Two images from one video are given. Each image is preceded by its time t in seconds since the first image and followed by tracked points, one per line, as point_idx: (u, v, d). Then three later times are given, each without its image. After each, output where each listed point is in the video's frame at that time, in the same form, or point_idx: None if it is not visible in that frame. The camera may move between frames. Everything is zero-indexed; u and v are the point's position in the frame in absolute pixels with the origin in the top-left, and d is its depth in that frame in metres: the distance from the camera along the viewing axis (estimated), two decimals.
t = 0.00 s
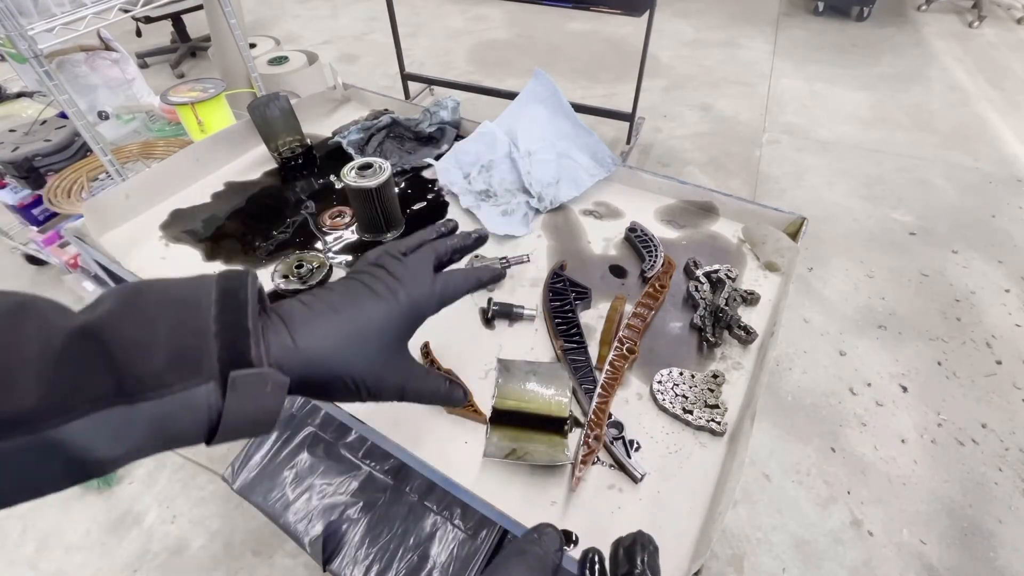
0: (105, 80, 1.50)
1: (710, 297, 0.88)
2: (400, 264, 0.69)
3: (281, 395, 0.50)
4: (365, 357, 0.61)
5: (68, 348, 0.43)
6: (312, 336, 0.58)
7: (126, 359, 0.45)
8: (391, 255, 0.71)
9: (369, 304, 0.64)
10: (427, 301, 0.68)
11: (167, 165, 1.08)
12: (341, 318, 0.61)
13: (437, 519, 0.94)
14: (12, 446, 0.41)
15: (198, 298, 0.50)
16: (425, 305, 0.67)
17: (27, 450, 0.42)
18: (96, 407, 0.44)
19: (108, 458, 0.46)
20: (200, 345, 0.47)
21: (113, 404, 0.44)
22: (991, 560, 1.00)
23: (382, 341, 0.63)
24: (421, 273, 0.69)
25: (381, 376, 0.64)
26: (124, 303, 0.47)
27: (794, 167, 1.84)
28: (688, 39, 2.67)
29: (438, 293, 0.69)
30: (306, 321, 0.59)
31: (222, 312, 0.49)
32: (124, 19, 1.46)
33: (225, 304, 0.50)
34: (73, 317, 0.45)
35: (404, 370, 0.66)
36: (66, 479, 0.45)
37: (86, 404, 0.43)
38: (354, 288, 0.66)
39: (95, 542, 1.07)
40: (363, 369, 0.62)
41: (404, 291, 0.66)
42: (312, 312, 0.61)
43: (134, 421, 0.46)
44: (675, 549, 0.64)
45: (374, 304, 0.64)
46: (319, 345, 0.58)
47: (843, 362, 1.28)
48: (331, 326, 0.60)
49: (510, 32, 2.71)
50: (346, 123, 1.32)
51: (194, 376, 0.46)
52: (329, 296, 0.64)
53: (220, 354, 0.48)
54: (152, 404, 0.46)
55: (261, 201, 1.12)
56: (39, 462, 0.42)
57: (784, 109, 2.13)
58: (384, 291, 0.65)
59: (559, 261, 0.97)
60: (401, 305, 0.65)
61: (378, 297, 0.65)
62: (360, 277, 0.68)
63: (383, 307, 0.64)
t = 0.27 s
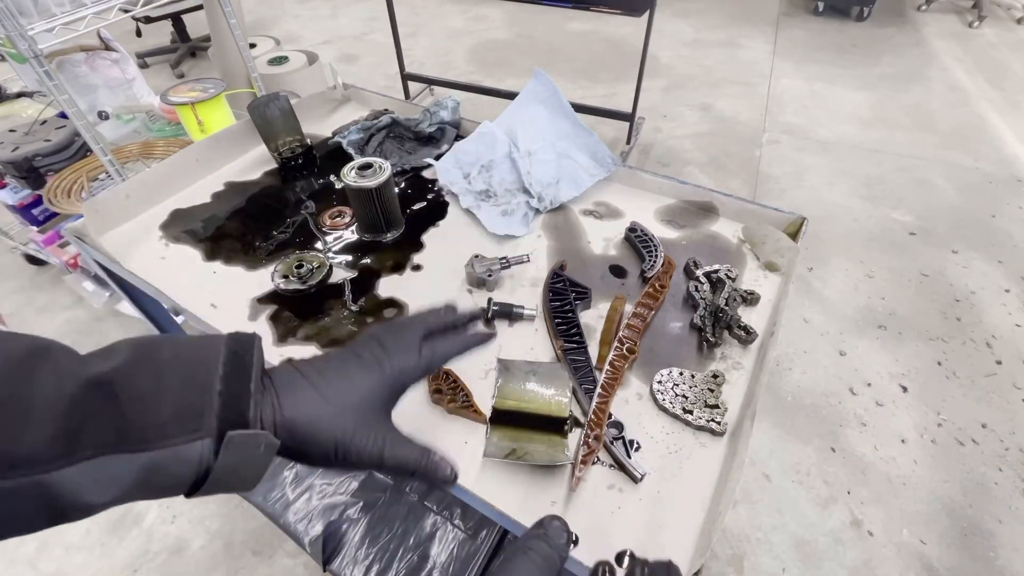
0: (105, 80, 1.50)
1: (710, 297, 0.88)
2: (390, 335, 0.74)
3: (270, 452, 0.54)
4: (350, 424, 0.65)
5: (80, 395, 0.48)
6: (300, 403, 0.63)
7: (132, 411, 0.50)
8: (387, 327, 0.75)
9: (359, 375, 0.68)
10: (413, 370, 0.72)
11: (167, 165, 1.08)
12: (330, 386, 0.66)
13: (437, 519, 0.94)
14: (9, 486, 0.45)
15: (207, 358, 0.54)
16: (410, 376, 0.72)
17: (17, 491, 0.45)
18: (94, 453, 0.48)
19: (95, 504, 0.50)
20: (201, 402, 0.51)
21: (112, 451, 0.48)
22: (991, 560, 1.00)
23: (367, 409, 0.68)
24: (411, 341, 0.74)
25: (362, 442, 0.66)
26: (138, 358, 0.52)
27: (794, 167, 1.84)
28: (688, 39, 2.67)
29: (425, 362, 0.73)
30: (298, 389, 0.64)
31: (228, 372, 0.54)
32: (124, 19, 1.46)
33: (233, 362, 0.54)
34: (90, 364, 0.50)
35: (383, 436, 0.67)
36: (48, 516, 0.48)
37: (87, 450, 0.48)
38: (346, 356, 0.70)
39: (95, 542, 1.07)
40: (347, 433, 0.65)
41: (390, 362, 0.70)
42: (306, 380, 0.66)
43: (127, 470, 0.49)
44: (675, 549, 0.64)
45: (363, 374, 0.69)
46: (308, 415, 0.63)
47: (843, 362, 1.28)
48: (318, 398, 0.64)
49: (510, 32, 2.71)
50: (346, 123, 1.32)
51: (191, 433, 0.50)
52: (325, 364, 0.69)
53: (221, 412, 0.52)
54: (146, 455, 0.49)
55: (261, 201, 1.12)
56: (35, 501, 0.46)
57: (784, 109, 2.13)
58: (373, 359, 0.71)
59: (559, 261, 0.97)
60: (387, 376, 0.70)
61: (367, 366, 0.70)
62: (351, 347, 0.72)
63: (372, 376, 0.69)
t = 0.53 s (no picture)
0: (105, 80, 1.50)
1: (710, 297, 0.88)
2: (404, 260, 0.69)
3: (263, 394, 0.50)
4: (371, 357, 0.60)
5: (50, 341, 0.45)
6: (311, 332, 0.58)
7: (104, 356, 0.46)
8: (391, 258, 0.70)
9: (370, 301, 0.63)
10: (436, 290, 0.69)
11: (167, 165, 1.08)
12: (348, 317, 0.61)
13: (437, 519, 0.94)
14: None
15: (185, 298, 0.49)
16: (423, 303, 0.67)
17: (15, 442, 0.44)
18: (73, 400, 0.45)
19: (97, 445, 0.48)
20: (182, 341, 0.48)
21: (89, 396, 0.46)
22: (991, 560, 1.00)
23: (388, 338, 0.62)
24: (430, 261, 0.70)
25: (385, 372, 0.61)
26: (98, 299, 0.48)
27: (794, 167, 1.84)
28: (688, 39, 2.67)
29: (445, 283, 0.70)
30: (306, 318, 0.59)
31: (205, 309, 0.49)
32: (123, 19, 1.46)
33: (213, 292, 0.50)
34: (54, 302, 0.47)
35: (407, 367, 0.62)
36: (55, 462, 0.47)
37: (65, 395, 0.45)
38: (360, 282, 0.65)
39: (95, 542, 1.07)
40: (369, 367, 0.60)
41: (404, 285, 0.65)
42: (313, 310, 0.61)
43: (111, 416, 0.47)
44: (675, 549, 0.64)
45: (373, 298, 0.64)
46: (320, 346, 0.58)
47: (843, 362, 1.28)
48: (330, 324, 0.60)
49: (510, 32, 2.71)
50: (346, 123, 1.32)
51: (177, 374, 0.47)
52: (334, 291, 0.64)
53: (199, 351, 0.48)
54: (132, 400, 0.47)
55: (261, 201, 1.12)
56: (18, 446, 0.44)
57: (784, 109, 2.13)
58: (386, 286, 0.66)
59: (559, 261, 0.97)
60: (400, 299, 0.65)
61: (376, 293, 0.64)
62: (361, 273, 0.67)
63: (392, 301, 0.64)
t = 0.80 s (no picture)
0: (105, 80, 1.50)
1: (710, 297, 0.88)
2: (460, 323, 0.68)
3: (325, 435, 0.51)
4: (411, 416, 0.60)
5: (138, 364, 0.45)
6: (365, 385, 0.58)
7: (185, 385, 0.46)
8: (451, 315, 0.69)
9: (434, 362, 0.63)
10: (479, 366, 0.65)
11: (167, 165, 1.08)
12: (396, 368, 0.61)
13: (437, 519, 0.94)
14: (66, 449, 0.43)
15: (268, 329, 0.51)
16: (481, 372, 0.65)
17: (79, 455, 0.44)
18: (150, 422, 0.45)
19: (157, 466, 0.48)
20: (259, 375, 0.48)
21: (167, 420, 0.46)
22: (991, 560, 1.00)
23: (430, 401, 0.62)
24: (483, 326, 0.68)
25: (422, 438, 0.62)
26: (194, 322, 0.49)
27: (794, 167, 1.84)
28: (688, 39, 2.67)
29: (492, 362, 0.66)
30: (361, 369, 0.59)
31: (287, 343, 0.51)
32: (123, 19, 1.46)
33: (290, 338, 0.51)
34: (145, 328, 0.47)
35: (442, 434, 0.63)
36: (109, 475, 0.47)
37: (143, 417, 0.45)
38: (422, 338, 0.66)
39: (95, 542, 1.07)
40: (403, 425, 0.60)
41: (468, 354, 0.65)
42: (373, 361, 0.60)
43: (180, 442, 0.47)
44: (675, 549, 0.64)
45: (432, 360, 0.63)
46: (372, 400, 0.58)
47: (843, 362, 1.28)
48: (384, 378, 0.60)
49: (510, 32, 2.71)
50: (346, 123, 1.32)
51: (246, 407, 0.47)
52: (388, 343, 0.64)
53: (275, 385, 0.49)
54: (201, 428, 0.46)
55: (261, 201, 1.12)
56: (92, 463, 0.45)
57: (784, 109, 2.13)
58: (445, 349, 0.65)
59: (559, 261, 0.97)
60: (460, 366, 0.64)
61: (435, 353, 0.64)
62: (422, 329, 0.67)
63: (447, 368, 0.63)
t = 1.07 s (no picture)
0: (105, 80, 1.50)
1: (710, 297, 0.88)
2: (495, 325, 0.63)
3: (336, 463, 0.46)
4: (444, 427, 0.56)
5: (150, 372, 0.41)
6: (386, 400, 0.53)
7: (200, 396, 0.42)
8: (478, 321, 0.64)
9: (457, 374, 0.58)
10: (511, 376, 0.60)
11: (168, 165, 1.08)
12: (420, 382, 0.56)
13: (437, 519, 0.94)
14: (70, 459, 0.39)
15: (289, 339, 0.46)
16: (510, 383, 0.61)
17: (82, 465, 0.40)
18: (160, 434, 0.41)
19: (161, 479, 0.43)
20: (276, 391, 0.44)
21: (178, 435, 0.42)
22: (991, 560, 1.00)
23: (458, 416, 0.57)
24: (511, 338, 0.62)
25: (452, 454, 0.57)
26: (216, 329, 0.45)
27: (794, 168, 1.84)
28: (688, 39, 2.67)
29: (527, 370, 0.62)
30: (381, 383, 0.54)
31: (309, 359, 0.46)
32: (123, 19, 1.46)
33: (313, 356, 0.46)
34: (165, 334, 0.43)
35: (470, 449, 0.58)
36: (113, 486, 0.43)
37: (151, 430, 0.41)
38: (452, 346, 0.61)
39: (95, 542, 1.07)
40: (435, 438, 0.55)
41: (492, 365, 0.60)
42: (392, 375, 0.56)
43: (187, 457, 0.43)
44: (675, 549, 0.64)
45: (456, 372, 0.58)
46: (395, 416, 0.53)
47: (843, 362, 1.28)
48: (406, 393, 0.55)
49: (510, 32, 2.71)
50: (346, 123, 1.32)
51: (258, 426, 0.42)
52: (410, 355, 0.59)
53: (292, 404, 0.44)
54: (213, 444, 0.42)
55: (261, 201, 1.12)
56: (92, 473, 0.41)
57: (784, 109, 2.13)
58: (470, 360, 0.60)
59: (559, 261, 0.97)
60: (485, 379, 0.59)
61: (460, 366, 0.59)
62: (451, 335, 0.63)
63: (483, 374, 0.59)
